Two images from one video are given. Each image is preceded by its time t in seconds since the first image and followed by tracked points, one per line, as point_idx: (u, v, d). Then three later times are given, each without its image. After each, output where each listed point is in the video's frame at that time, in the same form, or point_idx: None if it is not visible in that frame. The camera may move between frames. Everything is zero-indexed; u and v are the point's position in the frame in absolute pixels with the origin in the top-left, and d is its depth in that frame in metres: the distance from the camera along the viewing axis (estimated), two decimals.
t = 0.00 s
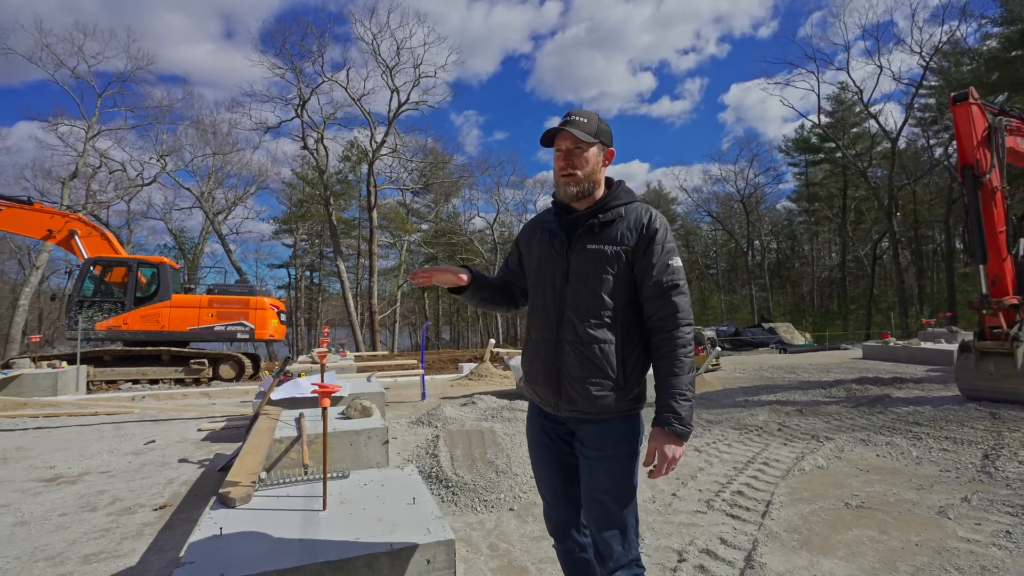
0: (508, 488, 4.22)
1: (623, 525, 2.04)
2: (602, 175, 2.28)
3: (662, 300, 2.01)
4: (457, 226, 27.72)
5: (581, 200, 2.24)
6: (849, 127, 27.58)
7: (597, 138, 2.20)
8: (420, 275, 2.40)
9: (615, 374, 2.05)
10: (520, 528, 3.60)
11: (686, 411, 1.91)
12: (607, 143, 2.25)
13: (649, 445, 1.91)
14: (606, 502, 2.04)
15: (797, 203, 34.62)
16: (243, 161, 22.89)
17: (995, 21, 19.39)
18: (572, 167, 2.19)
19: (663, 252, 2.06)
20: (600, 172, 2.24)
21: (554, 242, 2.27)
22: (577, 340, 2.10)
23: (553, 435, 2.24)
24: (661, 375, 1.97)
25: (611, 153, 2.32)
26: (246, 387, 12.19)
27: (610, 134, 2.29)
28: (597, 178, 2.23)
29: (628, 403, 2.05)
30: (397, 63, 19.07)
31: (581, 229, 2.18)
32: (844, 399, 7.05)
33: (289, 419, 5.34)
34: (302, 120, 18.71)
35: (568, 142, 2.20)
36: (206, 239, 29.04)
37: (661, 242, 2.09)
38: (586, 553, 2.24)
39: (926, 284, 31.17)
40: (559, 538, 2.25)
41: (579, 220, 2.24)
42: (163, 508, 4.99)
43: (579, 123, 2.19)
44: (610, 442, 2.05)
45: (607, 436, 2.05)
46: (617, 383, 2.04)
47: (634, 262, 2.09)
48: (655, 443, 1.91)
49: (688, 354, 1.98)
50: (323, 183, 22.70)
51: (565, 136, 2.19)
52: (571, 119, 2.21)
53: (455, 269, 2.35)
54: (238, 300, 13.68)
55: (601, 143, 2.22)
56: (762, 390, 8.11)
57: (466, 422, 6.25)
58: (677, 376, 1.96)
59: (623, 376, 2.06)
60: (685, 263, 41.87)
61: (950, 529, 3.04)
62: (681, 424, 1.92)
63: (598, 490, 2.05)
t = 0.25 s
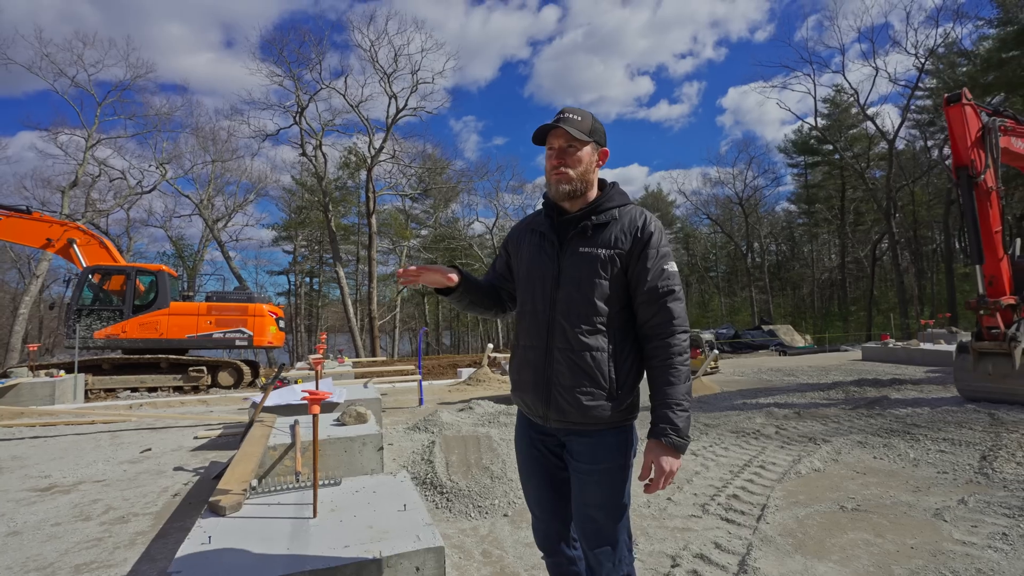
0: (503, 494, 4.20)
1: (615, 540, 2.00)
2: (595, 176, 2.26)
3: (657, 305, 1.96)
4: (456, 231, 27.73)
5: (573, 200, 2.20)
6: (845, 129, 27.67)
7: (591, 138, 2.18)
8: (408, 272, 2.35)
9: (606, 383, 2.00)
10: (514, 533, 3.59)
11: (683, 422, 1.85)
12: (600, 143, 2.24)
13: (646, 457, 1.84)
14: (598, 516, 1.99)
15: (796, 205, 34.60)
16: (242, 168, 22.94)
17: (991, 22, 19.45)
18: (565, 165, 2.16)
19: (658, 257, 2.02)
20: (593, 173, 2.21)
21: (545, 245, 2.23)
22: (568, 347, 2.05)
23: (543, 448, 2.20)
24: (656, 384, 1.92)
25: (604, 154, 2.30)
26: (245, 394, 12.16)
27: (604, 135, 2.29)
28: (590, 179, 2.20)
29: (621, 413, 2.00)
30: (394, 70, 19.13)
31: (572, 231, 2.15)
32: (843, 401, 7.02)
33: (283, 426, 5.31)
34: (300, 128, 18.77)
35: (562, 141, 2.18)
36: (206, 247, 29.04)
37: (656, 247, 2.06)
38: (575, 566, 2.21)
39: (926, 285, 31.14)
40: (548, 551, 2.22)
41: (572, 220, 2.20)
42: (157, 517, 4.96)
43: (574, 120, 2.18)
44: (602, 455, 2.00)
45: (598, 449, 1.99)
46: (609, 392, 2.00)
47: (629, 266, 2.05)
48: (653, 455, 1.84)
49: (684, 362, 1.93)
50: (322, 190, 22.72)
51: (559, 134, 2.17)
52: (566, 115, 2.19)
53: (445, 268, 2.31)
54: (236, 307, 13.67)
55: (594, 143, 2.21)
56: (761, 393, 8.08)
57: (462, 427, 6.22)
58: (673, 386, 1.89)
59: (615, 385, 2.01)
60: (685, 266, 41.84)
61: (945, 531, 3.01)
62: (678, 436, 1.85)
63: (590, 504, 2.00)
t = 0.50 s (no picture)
0: (501, 496, 4.18)
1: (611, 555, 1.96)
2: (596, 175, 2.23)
3: (659, 309, 1.91)
4: (458, 234, 27.77)
5: (573, 197, 2.15)
6: (846, 128, 27.65)
7: (593, 132, 2.16)
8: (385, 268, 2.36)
9: (604, 390, 1.95)
10: (511, 535, 3.58)
11: (686, 431, 1.79)
12: (602, 139, 2.22)
13: (646, 470, 1.76)
14: (594, 531, 1.95)
15: (798, 205, 34.51)
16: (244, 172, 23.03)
17: (993, 20, 19.40)
18: (567, 159, 2.12)
19: (660, 260, 1.97)
20: (594, 169, 2.17)
21: (542, 244, 2.18)
22: (565, 351, 2.00)
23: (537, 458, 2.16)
24: (657, 392, 1.86)
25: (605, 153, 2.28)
26: (246, 397, 12.18)
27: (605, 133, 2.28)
28: (590, 175, 2.16)
29: (619, 422, 1.95)
30: (395, 73, 19.19)
31: (571, 231, 2.11)
32: (844, 401, 6.99)
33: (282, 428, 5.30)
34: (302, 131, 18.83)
35: (564, 134, 2.15)
36: (209, 250, 29.13)
37: (659, 248, 2.01)
38: None
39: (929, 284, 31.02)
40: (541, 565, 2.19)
41: (571, 218, 2.15)
42: (156, 520, 4.96)
43: (577, 114, 2.15)
44: (598, 468, 1.95)
45: (595, 460, 1.94)
46: (607, 399, 1.95)
47: (630, 267, 2.00)
48: (654, 469, 1.77)
49: (686, 369, 1.87)
50: (323, 193, 22.77)
51: (561, 126, 2.14)
52: (569, 109, 2.16)
53: (423, 267, 2.30)
54: (238, 311, 13.69)
55: (597, 138, 2.18)
56: (761, 394, 8.06)
57: (461, 429, 6.21)
58: (674, 394, 1.83)
59: (614, 392, 1.96)
60: (687, 266, 41.77)
61: (943, 532, 2.99)
62: (681, 447, 1.78)
63: (585, 519, 1.95)
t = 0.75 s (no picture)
0: (502, 496, 4.20)
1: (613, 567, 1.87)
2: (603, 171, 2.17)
3: (668, 307, 1.83)
4: (460, 235, 27.84)
5: (580, 194, 2.07)
6: (847, 127, 27.67)
7: (605, 129, 2.09)
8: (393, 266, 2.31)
9: (608, 393, 1.86)
10: (512, 535, 3.59)
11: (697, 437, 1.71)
12: (611, 136, 2.15)
13: (653, 477, 1.69)
14: (594, 541, 1.86)
15: (801, 204, 34.44)
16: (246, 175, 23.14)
17: (994, 17, 19.39)
18: (579, 155, 2.05)
19: (669, 258, 1.89)
20: (602, 167, 2.11)
21: (544, 242, 2.10)
22: (568, 351, 1.91)
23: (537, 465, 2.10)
24: (666, 395, 1.78)
25: (611, 149, 2.21)
26: (250, 399, 12.23)
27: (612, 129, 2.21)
28: (599, 171, 2.09)
29: (624, 427, 1.86)
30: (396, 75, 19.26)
31: (575, 226, 2.02)
32: (846, 400, 6.98)
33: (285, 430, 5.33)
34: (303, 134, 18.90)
35: (576, 128, 2.06)
36: (212, 254, 29.24)
37: (667, 245, 1.93)
38: None
39: (932, 282, 30.95)
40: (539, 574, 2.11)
41: (575, 214, 2.07)
42: (160, 522, 4.99)
43: (590, 107, 2.06)
44: (599, 474, 1.86)
45: (597, 467, 1.86)
46: (612, 403, 1.86)
47: (637, 265, 1.92)
48: (661, 474, 1.70)
49: (695, 372, 1.79)
50: (325, 195, 22.83)
51: (574, 120, 2.05)
52: (581, 102, 2.06)
53: (432, 266, 2.29)
54: (241, 313, 13.74)
55: (608, 134, 2.11)
56: (763, 393, 8.06)
57: (463, 430, 6.23)
58: (682, 398, 1.75)
59: (620, 395, 1.87)
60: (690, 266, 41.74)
61: (943, 530, 2.99)
62: (690, 454, 1.70)
63: (584, 527, 1.88)
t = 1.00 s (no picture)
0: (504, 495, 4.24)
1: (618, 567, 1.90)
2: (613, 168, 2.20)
3: (678, 308, 1.87)
4: (460, 236, 27.87)
5: (592, 192, 2.11)
6: (844, 127, 27.86)
7: (616, 126, 2.12)
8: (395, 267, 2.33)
9: (618, 394, 1.90)
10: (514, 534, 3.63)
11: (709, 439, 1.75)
12: (621, 133, 2.18)
13: (667, 481, 1.73)
14: (600, 541, 1.90)
15: (799, 203, 34.55)
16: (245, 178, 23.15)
17: (989, 16, 19.52)
18: (591, 154, 2.08)
19: (680, 260, 1.93)
20: (612, 164, 2.15)
21: (553, 241, 2.13)
22: (579, 352, 1.94)
23: (537, 464, 2.08)
24: (677, 396, 1.82)
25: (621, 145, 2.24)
26: (250, 402, 12.25)
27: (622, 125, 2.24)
28: (610, 169, 2.13)
29: (634, 427, 1.90)
30: (395, 77, 19.29)
31: (585, 225, 2.06)
32: (844, 397, 7.04)
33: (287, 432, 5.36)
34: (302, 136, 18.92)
35: (589, 126, 2.09)
36: (211, 256, 29.21)
37: (677, 246, 1.97)
38: None
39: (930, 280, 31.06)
40: None
41: (584, 213, 2.11)
42: (164, 524, 5.02)
43: (601, 104, 2.08)
44: (607, 477, 1.90)
45: (607, 468, 1.89)
46: (622, 404, 1.90)
47: (647, 266, 1.96)
48: (675, 479, 1.75)
49: (706, 373, 1.84)
50: (324, 197, 22.84)
51: (587, 118, 2.08)
52: (594, 99, 2.08)
53: (430, 266, 2.32)
54: (241, 316, 13.75)
55: (619, 132, 2.15)
56: (763, 391, 8.12)
57: (465, 430, 6.28)
58: (694, 400, 1.80)
59: (629, 395, 1.91)
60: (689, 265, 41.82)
61: (939, 523, 3.04)
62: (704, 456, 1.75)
63: (591, 527, 1.91)
